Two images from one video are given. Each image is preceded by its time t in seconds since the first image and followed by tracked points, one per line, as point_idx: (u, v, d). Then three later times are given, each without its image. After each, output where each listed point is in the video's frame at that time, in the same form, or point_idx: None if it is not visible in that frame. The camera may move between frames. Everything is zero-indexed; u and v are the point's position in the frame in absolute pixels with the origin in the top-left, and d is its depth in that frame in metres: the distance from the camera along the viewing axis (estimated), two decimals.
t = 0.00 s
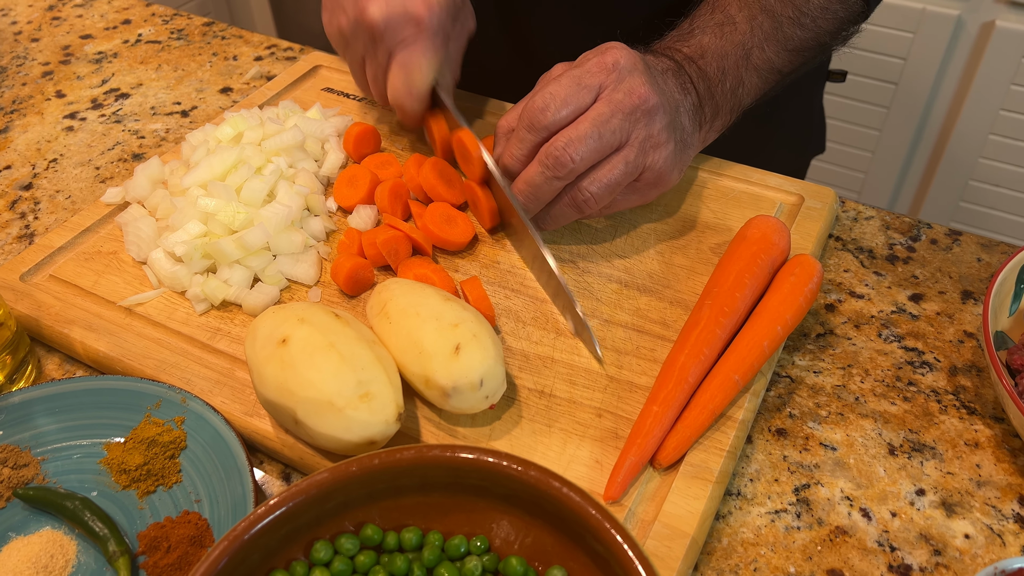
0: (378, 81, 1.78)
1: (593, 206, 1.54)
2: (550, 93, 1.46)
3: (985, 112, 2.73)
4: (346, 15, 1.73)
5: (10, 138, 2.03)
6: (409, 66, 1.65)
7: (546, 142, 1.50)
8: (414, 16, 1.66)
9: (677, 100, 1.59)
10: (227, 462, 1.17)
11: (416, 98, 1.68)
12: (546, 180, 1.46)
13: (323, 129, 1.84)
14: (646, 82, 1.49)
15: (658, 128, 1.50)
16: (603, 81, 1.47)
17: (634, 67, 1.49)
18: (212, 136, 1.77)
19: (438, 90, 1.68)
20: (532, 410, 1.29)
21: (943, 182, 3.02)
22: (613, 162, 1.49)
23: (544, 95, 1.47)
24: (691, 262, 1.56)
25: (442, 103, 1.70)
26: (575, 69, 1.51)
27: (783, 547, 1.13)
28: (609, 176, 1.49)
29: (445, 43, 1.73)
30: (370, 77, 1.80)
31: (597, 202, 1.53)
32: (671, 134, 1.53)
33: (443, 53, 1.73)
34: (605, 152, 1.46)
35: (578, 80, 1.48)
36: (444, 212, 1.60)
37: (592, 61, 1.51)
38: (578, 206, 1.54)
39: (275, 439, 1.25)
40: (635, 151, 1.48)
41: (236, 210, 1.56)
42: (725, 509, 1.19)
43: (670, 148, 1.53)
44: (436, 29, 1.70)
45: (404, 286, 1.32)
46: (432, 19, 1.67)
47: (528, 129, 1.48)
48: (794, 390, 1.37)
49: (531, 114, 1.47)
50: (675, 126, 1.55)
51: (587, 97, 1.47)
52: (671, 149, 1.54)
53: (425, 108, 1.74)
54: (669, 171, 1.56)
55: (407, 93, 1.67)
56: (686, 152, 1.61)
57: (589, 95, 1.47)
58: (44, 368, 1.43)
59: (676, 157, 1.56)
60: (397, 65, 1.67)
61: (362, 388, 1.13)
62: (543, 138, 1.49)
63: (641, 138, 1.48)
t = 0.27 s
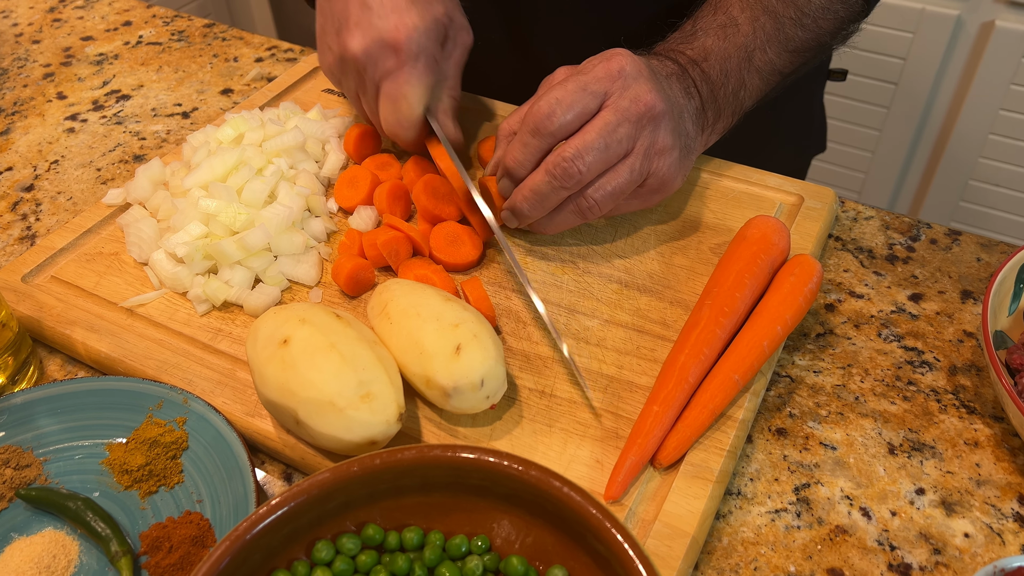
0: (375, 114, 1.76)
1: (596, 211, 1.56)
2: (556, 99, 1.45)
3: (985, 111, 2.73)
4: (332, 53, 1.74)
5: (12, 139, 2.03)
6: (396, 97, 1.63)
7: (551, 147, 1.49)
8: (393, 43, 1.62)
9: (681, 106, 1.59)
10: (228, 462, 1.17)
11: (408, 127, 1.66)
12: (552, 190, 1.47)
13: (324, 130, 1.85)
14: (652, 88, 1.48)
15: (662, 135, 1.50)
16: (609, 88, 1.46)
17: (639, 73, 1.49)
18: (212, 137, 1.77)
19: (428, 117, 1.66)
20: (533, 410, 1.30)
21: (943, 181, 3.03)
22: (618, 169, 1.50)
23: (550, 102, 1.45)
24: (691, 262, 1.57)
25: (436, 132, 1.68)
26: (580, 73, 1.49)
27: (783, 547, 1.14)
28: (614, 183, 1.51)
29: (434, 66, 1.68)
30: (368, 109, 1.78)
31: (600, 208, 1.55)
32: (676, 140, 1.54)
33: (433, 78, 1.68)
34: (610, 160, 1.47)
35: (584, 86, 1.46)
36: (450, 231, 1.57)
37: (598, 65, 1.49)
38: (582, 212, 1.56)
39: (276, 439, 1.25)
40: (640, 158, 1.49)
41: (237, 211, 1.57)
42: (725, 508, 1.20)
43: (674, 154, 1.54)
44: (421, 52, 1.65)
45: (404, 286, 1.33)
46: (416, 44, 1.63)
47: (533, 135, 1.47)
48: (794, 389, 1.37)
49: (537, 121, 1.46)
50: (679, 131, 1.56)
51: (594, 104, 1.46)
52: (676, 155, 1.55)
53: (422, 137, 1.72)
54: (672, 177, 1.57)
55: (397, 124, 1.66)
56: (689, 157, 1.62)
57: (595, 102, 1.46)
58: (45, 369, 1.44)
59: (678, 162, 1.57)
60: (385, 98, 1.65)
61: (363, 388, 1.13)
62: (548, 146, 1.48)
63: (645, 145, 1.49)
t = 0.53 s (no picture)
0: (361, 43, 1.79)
1: (596, 212, 1.55)
2: (557, 100, 1.45)
3: (985, 112, 2.73)
4: None
5: (12, 141, 2.04)
6: (383, 22, 1.62)
7: (551, 148, 1.50)
8: None
9: (680, 107, 1.59)
10: (228, 462, 1.17)
11: (395, 53, 1.66)
12: (552, 188, 1.47)
13: (324, 131, 1.85)
14: (652, 89, 1.49)
15: (662, 136, 1.51)
16: (610, 89, 1.47)
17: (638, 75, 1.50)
18: (212, 138, 1.77)
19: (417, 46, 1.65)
20: (532, 410, 1.30)
21: (943, 181, 3.03)
22: (617, 169, 1.50)
23: (550, 101, 1.46)
24: (690, 262, 1.57)
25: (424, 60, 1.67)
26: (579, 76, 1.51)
27: (782, 546, 1.14)
28: (615, 183, 1.51)
29: None
30: (353, 40, 1.80)
31: (600, 209, 1.55)
32: (675, 141, 1.55)
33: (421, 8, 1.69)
34: (611, 160, 1.47)
35: (584, 86, 1.47)
36: (449, 230, 1.59)
37: (597, 68, 1.51)
38: (581, 213, 1.55)
39: (276, 439, 1.25)
40: (639, 159, 1.50)
41: (236, 212, 1.57)
42: (724, 508, 1.20)
43: (673, 155, 1.55)
44: None
45: (404, 287, 1.33)
46: None
47: (534, 135, 1.47)
48: (793, 389, 1.38)
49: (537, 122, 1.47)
50: (678, 133, 1.56)
51: (594, 104, 1.47)
52: (675, 157, 1.55)
53: (408, 65, 1.72)
54: (671, 179, 1.57)
55: (385, 49, 1.65)
56: (688, 158, 1.62)
57: (595, 103, 1.47)
58: (46, 370, 1.44)
59: (677, 164, 1.57)
60: (372, 23, 1.65)
61: (363, 388, 1.13)
62: (548, 145, 1.49)
63: (645, 146, 1.50)
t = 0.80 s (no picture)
0: (365, 52, 1.80)
1: (596, 211, 1.56)
2: (558, 100, 1.46)
3: (984, 112, 2.74)
4: None
5: (13, 141, 2.04)
6: (390, 33, 1.63)
7: (552, 147, 1.50)
8: None
9: (681, 106, 1.60)
10: (230, 461, 1.18)
11: (400, 65, 1.67)
12: (553, 186, 1.47)
13: (324, 131, 1.85)
14: (652, 87, 1.50)
15: (662, 134, 1.52)
16: (610, 87, 1.48)
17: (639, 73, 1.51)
18: (213, 138, 1.78)
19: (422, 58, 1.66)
20: (532, 408, 1.30)
21: (942, 181, 3.04)
22: (618, 167, 1.51)
23: (551, 101, 1.47)
24: (690, 261, 1.57)
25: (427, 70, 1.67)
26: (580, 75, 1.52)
27: (781, 542, 1.14)
28: (615, 181, 1.51)
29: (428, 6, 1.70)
30: (358, 48, 1.81)
31: (600, 208, 1.55)
32: (675, 140, 1.55)
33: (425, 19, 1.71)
34: (611, 158, 1.48)
35: (585, 85, 1.48)
36: (449, 231, 1.60)
37: (598, 66, 1.52)
38: (582, 211, 1.56)
39: (278, 437, 1.26)
40: (639, 158, 1.50)
41: (238, 212, 1.58)
42: (724, 505, 1.20)
43: (673, 154, 1.55)
44: None
45: (404, 285, 1.34)
46: None
47: (535, 135, 1.48)
48: (792, 387, 1.38)
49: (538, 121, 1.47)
50: (678, 132, 1.57)
51: (594, 103, 1.48)
52: (675, 155, 1.56)
53: (411, 75, 1.72)
54: (670, 177, 1.58)
55: (390, 60, 1.66)
56: (688, 157, 1.63)
57: (596, 102, 1.48)
58: (47, 369, 1.45)
59: (677, 162, 1.58)
60: (377, 35, 1.66)
61: (364, 387, 1.14)
62: (549, 144, 1.49)
63: (646, 144, 1.50)
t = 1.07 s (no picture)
0: (357, 35, 1.80)
1: (598, 210, 1.56)
2: (556, 101, 1.47)
3: (983, 110, 2.75)
4: None
5: (15, 139, 2.05)
6: (382, 17, 1.64)
7: (552, 148, 1.51)
8: None
9: (677, 102, 1.61)
10: (231, 455, 1.18)
11: (392, 48, 1.67)
12: (554, 188, 1.48)
13: (325, 129, 1.86)
14: (649, 86, 1.51)
15: (660, 132, 1.52)
16: (607, 88, 1.49)
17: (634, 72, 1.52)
18: (215, 135, 1.79)
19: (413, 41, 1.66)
20: (532, 403, 1.31)
21: (942, 180, 3.04)
22: (618, 166, 1.51)
23: (550, 103, 1.47)
24: (689, 257, 1.58)
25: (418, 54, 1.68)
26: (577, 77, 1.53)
27: (779, 536, 1.15)
28: (616, 181, 1.52)
29: None
30: (350, 31, 1.81)
31: (601, 208, 1.56)
32: (673, 137, 1.56)
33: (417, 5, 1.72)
34: (611, 158, 1.48)
35: (582, 85, 1.49)
36: (450, 227, 1.60)
37: (593, 66, 1.53)
38: (583, 211, 1.56)
39: (279, 432, 1.27)
40: (639, 156, 1.51)
41: (239, 208, 1.59)
42: (723, 499, 1.21)
43: (672, 151, 1.56)
44: None
45: (405, 282, 1.34)
46: None
47: (535, 136, 1.49)
48: (791, 382, 1.39)
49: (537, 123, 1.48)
50: (676, 129, 1.58)
51: (592, 103, 1.48)
52: (673, 152, 1.57)
53: (404, 59, 1.72)
54: (669, 174, 1.59)
55: (382, 43, 1.66)
56: (685, 153, 1.63)
57: (594, 102, 1.48)
58: (50, 365, 1.45)
59: (676, 160, 1.59)
60: (371, 18, 1.66)
61: (364, 381, 1.15)
62: (549, 145, 1.50)
63: (644, 142, 1.51)
